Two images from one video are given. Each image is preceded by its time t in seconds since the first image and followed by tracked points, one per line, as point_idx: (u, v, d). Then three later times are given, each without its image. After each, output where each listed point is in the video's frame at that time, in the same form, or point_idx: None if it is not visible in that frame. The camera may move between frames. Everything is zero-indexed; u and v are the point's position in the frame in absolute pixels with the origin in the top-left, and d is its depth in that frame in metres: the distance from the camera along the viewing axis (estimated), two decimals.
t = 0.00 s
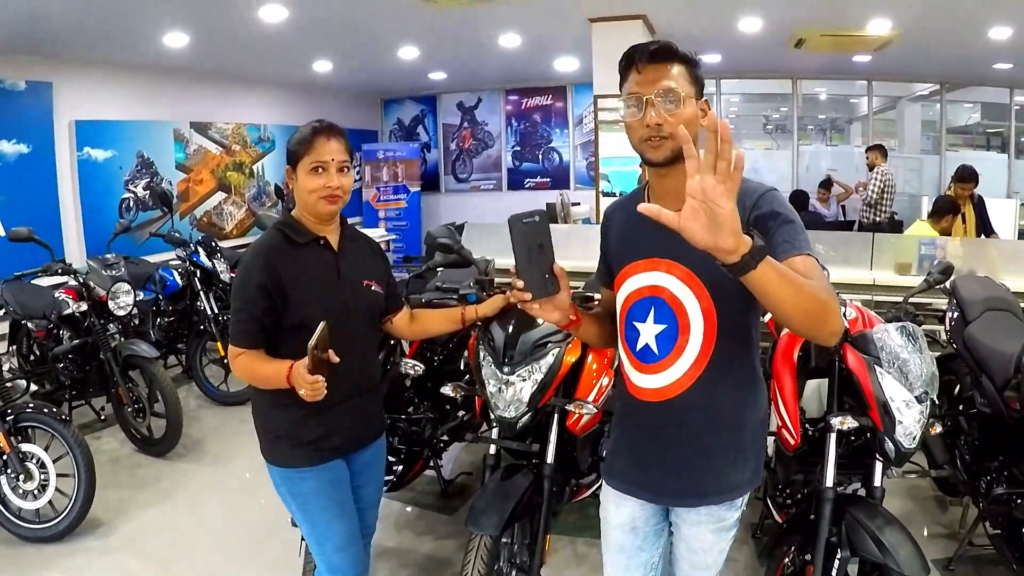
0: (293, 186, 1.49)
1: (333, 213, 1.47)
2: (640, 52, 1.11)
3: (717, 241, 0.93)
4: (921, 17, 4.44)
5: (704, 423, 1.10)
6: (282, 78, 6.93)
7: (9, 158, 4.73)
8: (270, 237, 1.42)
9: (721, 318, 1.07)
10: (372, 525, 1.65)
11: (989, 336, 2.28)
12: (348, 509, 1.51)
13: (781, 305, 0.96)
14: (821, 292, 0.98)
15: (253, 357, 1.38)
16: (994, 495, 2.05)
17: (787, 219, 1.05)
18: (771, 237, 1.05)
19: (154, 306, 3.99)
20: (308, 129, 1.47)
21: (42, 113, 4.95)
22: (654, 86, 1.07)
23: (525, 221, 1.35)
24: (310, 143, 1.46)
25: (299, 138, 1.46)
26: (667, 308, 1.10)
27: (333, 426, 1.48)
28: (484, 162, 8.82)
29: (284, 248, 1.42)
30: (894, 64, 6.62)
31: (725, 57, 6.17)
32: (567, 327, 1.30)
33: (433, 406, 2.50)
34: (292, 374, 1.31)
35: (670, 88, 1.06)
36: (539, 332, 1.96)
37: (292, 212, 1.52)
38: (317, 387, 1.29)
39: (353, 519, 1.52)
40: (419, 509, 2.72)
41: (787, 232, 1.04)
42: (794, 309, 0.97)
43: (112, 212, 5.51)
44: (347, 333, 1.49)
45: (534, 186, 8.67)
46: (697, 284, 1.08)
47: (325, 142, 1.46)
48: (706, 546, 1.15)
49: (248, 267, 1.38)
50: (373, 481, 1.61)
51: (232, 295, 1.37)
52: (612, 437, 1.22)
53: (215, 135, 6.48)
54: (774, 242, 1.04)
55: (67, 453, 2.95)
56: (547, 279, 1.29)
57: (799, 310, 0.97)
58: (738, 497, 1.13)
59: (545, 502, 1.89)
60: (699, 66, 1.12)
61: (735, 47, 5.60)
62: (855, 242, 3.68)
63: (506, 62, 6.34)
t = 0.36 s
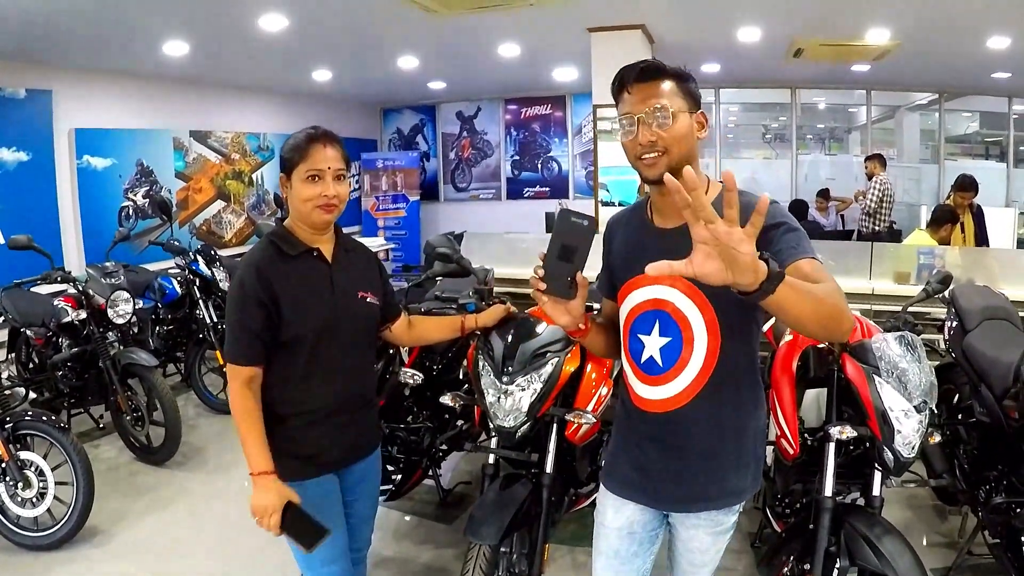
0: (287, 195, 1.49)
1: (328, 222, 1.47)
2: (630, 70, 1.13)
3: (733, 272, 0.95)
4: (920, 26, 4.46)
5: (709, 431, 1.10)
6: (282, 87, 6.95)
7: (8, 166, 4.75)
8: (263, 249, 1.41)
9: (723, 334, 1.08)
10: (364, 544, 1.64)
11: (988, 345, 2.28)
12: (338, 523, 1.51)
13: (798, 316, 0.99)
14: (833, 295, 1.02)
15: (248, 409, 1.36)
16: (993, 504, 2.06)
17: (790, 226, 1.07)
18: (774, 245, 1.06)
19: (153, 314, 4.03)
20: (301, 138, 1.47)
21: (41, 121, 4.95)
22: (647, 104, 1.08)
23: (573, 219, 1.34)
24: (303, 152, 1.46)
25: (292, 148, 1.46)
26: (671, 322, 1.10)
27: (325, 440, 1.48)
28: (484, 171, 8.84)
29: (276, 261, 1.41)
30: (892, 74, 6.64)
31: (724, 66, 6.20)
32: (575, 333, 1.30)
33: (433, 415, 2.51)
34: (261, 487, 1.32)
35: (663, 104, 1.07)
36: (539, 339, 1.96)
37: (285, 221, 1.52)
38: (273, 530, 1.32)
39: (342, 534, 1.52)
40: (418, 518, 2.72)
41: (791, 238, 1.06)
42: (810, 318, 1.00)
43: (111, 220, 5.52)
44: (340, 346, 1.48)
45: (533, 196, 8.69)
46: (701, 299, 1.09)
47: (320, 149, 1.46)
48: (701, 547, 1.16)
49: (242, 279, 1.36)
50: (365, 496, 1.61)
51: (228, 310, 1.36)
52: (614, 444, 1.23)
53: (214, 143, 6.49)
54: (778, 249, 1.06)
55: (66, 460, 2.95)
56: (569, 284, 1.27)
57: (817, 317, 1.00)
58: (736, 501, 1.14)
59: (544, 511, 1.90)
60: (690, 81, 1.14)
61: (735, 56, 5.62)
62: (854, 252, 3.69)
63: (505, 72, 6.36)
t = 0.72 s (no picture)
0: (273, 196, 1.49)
1: (317, 223, 1.47)
2: (606, 67, 1.10)
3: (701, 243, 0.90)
4: (919, 31, 4.47)
5: (689, 429, 1.07)
6: (282, 91, 6.96)
7: (8, 170, 4.75)
8: (246, 255, 1.42)
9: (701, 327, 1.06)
10: (359, 558, 1.63)
11: (989, 350, 2.28)
12: (330, 539, 1.51)
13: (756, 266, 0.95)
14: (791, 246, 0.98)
15: (223, 420, 1.40)
16: (993, 510, 2.05)
17: (761, 205, 1.05)
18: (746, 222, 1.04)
19: (153, 318, 4.00)
20: (288, 135, 1.46)
21: (42, 124, 4.96)
22: (619, 100, 1.06)
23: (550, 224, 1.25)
24: (290, 151, 1.45)
25: (278, 146, 1.45)
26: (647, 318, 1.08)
27: (322, 450, 1.47)
28: (484, 175, 8.83)
29: (261, 266, 1.41)
30: (893, 78, 6.65)
31: (724, 70, 6.21)
32: (558, 340, 1.27)
33: (433, 419, 2.50)
34: (196, 497, 1.38)
35: (636, 100, 1.05)
36: (539, 345, 1.98)
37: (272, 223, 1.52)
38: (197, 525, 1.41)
39: (332, 552, 1.52)
40: (417, 523, 2.71)
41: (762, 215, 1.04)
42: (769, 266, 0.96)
43: (112, 224, 5.52)
44: (334, 349, 1.48)
45: (533, 200, 8.69)
46: (678, 293, 1.06)
47: (309, 148, 1.46)
48: (682, 556, 1.12)
49: (225, 287, 1.37)
50: (363, 508, 1.61)
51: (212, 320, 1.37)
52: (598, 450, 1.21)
53: (214, 147, 6.49)
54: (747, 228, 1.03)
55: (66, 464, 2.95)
56: (550, 291, 1.22)
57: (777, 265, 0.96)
58: (717, 508, 1.10)
59: (544, 516, 1.89)
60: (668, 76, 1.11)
61: (735, 61, 5.64)
62: (853, 256, 3.69)
63: (506, 76, 6.37)
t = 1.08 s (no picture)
0: (261, 198, 1.47)
1: (308, 225, 1.47)
2: (584, 68, 1.07)
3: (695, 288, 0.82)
4: (920, 31, 4.47)
5: (666, 440, 1.04)
6: (283, 92, 6.96)
7: (8, 170, 4.75)
8: (232, 262, 1.41)
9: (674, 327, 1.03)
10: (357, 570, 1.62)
11: (989, 352, 2.28)
12: (324, 550, 1.51)
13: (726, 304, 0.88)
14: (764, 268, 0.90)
15: (225, 436, 1.38)
16: (994, 511, 2.04)
17: (736, 209, 1.01)
18: (721, 228, 0.99)
19: (154, 319, 3.99)
20: (275, 134, 1.45)
21: (42, 125, 4.96)
22: (598, 103, 1.03)
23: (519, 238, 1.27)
24: (281, 151, 1.44)
25: (266, 146, 1.44)
26: (623, 324, 1.05)
27: (317, 459, 1.47)
28: (484, 177, 8.83)
29: (248, 272, 1.41)
30: (894, 80, 6.65)
31: (725, 71, 6.21)
32: (532, 350, 1.26)
33: (433, 420, 2.49)
34: (225, 527, 1.32)
35: (615, 104, 1.02)
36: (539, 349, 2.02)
37: (257, 225, 1.51)
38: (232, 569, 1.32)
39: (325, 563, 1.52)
40: (417, 524, 2.71)
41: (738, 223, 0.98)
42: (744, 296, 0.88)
43: (112, 225, 5.52)
44: (327, 354, 1.48)
45: (534, 202, 8.67)
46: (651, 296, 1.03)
47: (300, 147, 1.46)
48: (665, 568, 1.07)
49: (213, 295, 1.37)
50: (360, 519, 1.61)
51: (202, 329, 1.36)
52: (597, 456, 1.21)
53: (214, 148, 6.49)
54: (722, 234, 0.99)
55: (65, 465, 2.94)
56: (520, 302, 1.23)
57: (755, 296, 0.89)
58: (699, 516, 1.05)
59: (545, 518, 1.89)
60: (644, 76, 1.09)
61: (736, 62, 5.64)
62: (854, 258, 3.69)
63: (507, 77, 6.37)
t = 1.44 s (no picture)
0: (255, 206, 1.47)
1: (303, 234, 1.47)
2: (576, 71, 1.07)
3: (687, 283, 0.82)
4: (919, 33, 4.47)
5: (663, 453, 1.04)
6: (283, 94, 6.96)
7: (9, 171, 4.75)
8: (230, 269, 1.40)
9: (678, 344, 1.02)
10: None
11: (990, 354, 2.28)
12: (320, 560, 1.52)
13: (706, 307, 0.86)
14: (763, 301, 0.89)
15: (224, 447, 1.36)
16: (995, 513, 2.04)
17: (742, 233, 0.99)
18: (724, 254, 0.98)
19: (153, 320, 3.99)
20: (269, 141, 1.45)
21: (42, 126, 4.96)
22: (591, 104, 1.03)
23: (512, 246, 1.32)
24: (275, 159, 1.44)
25: (261, 154, 1.43)
26: (624, 335, 1.04)
27: (314, 466, 1.47)
28: (484, 178, 8.83)
29: (245, 278, 1.40)
30: (894, 81, 6.65)
31: (725, 73, 6.20)
32: (533, 359, 1.27)
33: (433, 423, 2.49)
34: (226, 545, 1.31)
35: (608, 105, 1.02)
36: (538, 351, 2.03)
37: (251, 233, 1.51)
38: None
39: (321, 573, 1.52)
40: (417, 526, 2.70)
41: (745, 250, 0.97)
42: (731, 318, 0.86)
43: (111, 226, 5.53)
44: (324, 359, 1.48)
45: (534, 203, 8.68)
46: (652, 309, 1.02)
47: (295, 155, 1.46)
48: None
49: (213, 303, 1.35)
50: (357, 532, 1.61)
51: (201, 338, 1.35)
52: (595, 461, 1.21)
53: (214, 149, 6.49)
54: (727, 259, 0.97)
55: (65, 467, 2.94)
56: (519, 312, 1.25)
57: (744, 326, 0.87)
58: (696, 529, 1.05)
59: (546, 520, 1.89)
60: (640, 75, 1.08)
61: (736, 64, 5.64)
62: (854, 259, 3.69)
63: (507, 79, 6.37)
